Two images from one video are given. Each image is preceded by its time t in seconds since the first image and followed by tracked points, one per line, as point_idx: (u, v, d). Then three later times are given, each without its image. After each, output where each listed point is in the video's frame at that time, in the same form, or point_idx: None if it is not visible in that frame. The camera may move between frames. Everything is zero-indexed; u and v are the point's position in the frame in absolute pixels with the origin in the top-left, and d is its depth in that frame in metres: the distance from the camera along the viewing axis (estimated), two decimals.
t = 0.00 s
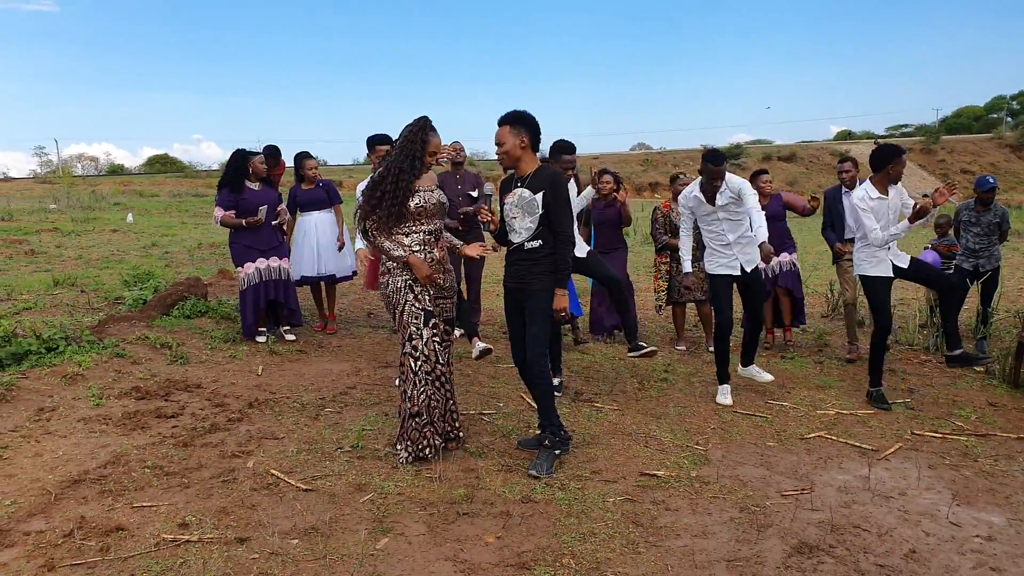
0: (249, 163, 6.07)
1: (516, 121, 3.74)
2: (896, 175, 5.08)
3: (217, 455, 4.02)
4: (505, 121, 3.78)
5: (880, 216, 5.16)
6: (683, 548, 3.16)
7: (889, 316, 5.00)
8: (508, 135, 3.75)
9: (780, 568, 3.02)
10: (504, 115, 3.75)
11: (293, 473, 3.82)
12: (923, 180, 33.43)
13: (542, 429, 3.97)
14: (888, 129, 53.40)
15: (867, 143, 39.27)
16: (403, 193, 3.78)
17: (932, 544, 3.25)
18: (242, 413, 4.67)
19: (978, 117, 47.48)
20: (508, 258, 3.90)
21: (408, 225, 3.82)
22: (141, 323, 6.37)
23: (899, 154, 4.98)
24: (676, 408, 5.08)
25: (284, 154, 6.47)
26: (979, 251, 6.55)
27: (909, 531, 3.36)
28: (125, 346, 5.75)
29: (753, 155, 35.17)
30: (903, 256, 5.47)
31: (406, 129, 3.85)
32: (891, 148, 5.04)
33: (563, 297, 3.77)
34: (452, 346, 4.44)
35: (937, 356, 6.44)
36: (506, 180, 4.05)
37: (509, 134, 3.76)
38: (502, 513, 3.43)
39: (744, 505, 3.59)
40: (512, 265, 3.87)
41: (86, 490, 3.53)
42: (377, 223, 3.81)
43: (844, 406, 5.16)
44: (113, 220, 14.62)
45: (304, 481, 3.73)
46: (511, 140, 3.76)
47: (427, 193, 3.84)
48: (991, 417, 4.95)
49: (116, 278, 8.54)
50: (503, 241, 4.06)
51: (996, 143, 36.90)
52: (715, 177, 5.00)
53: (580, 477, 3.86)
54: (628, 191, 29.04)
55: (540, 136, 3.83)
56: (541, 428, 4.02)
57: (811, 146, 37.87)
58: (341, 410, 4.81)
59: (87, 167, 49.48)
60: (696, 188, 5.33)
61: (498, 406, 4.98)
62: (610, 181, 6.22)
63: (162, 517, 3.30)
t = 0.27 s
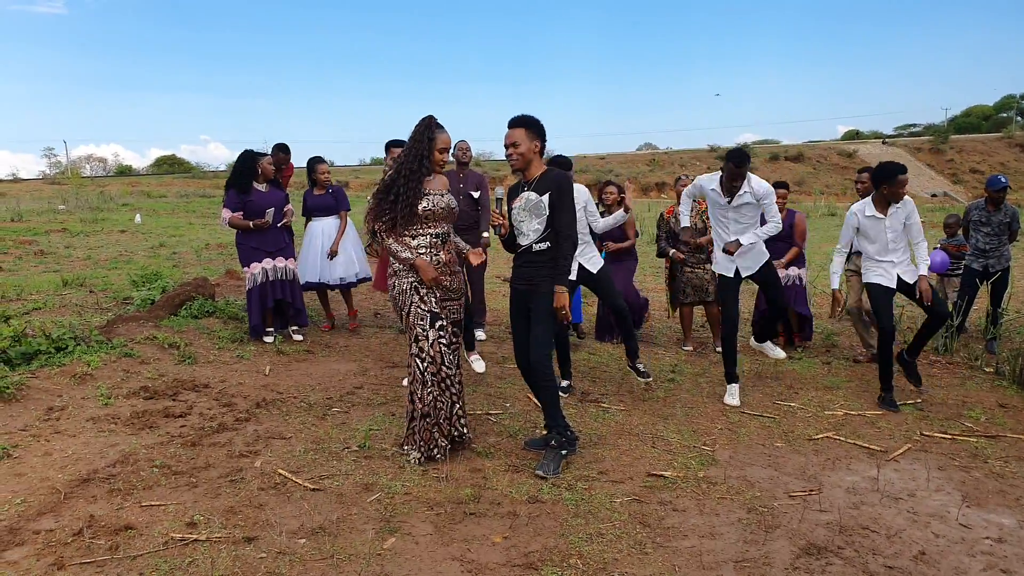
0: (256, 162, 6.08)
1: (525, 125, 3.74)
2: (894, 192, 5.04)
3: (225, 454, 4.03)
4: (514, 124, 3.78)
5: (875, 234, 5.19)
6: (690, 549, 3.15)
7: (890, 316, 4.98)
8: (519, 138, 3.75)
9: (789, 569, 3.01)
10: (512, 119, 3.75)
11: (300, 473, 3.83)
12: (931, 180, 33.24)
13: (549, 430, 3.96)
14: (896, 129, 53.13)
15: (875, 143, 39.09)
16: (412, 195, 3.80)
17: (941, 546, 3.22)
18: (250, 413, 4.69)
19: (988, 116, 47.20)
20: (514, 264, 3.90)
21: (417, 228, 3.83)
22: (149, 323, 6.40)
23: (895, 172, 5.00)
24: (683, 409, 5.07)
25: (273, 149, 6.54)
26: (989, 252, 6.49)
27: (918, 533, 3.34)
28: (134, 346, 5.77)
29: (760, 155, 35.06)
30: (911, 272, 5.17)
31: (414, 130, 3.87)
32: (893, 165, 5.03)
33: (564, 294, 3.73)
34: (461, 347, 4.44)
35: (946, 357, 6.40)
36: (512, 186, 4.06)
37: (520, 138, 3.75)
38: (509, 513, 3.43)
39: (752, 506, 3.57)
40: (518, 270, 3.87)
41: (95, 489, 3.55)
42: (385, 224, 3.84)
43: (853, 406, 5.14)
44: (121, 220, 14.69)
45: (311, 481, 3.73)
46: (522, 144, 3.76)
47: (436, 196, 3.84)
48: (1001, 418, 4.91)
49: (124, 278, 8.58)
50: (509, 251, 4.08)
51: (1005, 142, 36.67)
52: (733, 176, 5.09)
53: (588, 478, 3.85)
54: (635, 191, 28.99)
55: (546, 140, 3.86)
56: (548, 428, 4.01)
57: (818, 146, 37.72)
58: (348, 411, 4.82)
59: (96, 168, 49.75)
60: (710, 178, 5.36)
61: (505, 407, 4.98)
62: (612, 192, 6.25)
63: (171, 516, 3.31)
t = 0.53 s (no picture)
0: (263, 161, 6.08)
1: (528, 124, 3.74)
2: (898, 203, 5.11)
3: (227, 453, 4.03)
4: (515, 123, 3.77)
5: (878, 237, 5.28)
6: (693, 549, 3.15)
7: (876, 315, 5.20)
8: (525, 136, 3.76)
9: (791, 569, 3.01)
10: (511, 118, 3.75)
11: (303, 472, 3.83)
12: (933, 181, 33.22)
13: (552, 429, 3.96)
14: (898, 130, 53.09)
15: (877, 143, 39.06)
16: (414, 193, 3.79)
17: (943, 546, 3.22)
18: (252, 412, 4.69)
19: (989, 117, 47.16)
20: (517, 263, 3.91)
21: (420, 225, 3.82)
22: (151, 322, 6.40)
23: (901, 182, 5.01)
24: (685, 409, 5.07)
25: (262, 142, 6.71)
26: (992, 252, 6.50)
27: (920, 533, 3.34)
28: (136, 345, 5.77)
29: (761, 155, 35.05)
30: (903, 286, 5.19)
31: (414, 126, 3.87)
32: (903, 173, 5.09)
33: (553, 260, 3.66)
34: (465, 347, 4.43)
35: (948, 357, 6.40)
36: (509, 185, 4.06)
37: (520, 136, 3.76)
38: (511, 512, 3.43)
39: (755, 506, 3.57)
40: (523, 269, 3.88)
41: (98, 488, 3.55)
42: (388, 222, 3.85)
43: (855, 407, 5.13)
44: (123, 220, 14.70)
45: (313, 480, 3.74)
46: (523, 142, 3.76)
47: (439, 193, 3.82)
48: (1003, 419, 4.91)
49: (126, 277, 8.59)
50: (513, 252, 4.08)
51: (1007, 143, 36.65)
52: (762, 194, 5.16)
53: (590, 478, 3.85)
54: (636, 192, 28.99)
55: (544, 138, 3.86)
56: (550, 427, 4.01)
57: (819, 146, 37.71)
58: (350, 410, 4.82)
59: (97, 167, 49.80)
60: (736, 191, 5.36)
61: (507, 406, 4.98)
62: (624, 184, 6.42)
63: (173, 515, 3.31)
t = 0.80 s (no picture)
0: (269, 161, 6.07)
1: (525, 128, 3.67)
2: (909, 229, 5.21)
3: (226, 453, 4.02)
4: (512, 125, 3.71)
5: (877, 258, 5.37)
6: (692, 548, 3.15)
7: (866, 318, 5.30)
8: (522, 141, 3.71)
9: (790, 568, 3.01)
10: (508, 121, 3.69)
11: (302, 472, 3.83)
12: (931, 181, 33.25)
13: (551, 429, 3.96)
14: (895, 129, 53.17)
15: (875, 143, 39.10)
16: (411, 192, 3.78)
17: (942, 545, 3.23)
18: (251, 412, 4.68)
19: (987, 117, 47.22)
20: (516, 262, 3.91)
21: (417, 224, 3.81)
22: (150, 322, 6.39)
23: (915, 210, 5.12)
24: (684, 408, 5.07)
25: (244, 139, 6.72)
26: (990, 252, 6.50)
27: (919, 531, 3.34)
28: (135, 345, 5.76)
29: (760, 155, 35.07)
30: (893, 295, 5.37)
31: (416, 125, 3.85)
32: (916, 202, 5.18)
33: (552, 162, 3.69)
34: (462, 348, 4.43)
35: (947, 357, 6.41)
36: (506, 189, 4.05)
37: (519, 138, 3.71)
38: (510, 512, 3.43)
39: (754, 506, 3.57)
40: (523, 269, 3.88)
41: (96, 488, 3.54)
42: (386, 220, 3.85)
43: (854, 406, 5.14)
44: (121, 220, 14.68)
45: (313, 480, 3.73)
46: (523, 144, 3.72)
47: (437, 193, 3.78)
48: (1001, 418, 4.92)
49: (125, 277, 8.58)
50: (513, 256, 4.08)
51: (1005, 143, 36.70)
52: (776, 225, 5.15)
53: (589, 477, 3.85)
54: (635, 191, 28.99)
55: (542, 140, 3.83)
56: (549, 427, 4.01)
57: (818, 146, 37.74)
58: (350, 410, 4.82)
59: (95, 167, 49.71)
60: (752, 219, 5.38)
61: (507, 406, 4.98)
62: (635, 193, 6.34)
63: (172, 515, 3.31)
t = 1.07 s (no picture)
0: (275, 161, 6.08)
1: (522, 129, 3.69)
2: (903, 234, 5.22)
3: (226, 453, 4.02)
4: (509, 127, 3.72)
5: (873, 264, 5.37)
6: (692, 548, 3.15)
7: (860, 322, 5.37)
8: (519, 142, 3.71)
9: (789, 568, 3.01)
10: (507, 123, 3.70)
11: (302, 471, 3.82)
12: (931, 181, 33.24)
13: (552, 429, 3.96)
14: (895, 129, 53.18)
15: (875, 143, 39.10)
16: (407, 191, 3.79)
17: (941, 545, 3.22)
18: (251, 412, 4.68)
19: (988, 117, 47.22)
20: (516, 261, 3.91)
21: (413, 223, 3.81)
22: (150, 321, 6.38)
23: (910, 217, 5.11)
24: (684, 408, 5.07)
25: (238, 135, 6.72)
26: (989, 252, 6.50)
27: (918, 532, 3.34)
28: (135, 344, 5.76)
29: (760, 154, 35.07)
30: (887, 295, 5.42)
31: (413, 126, 3.86)
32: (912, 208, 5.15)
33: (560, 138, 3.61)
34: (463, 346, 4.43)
35: (947, 356, 6.40)
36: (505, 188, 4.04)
37: (517, 139, 3.70)
38: (510, 512, 3.43)
39: (754, 506, 3.57)
40: (523, 268, 3.89)
41: (95, 487, 3.54)
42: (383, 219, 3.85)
43: (854, 406, 5.14)
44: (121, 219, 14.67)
45: (312, 480, 3.73)
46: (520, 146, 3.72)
47: (433, 192, 3.78)
48: (1001, 418, 4.91)
49: (125, 276, 8.57)
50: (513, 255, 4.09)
51: (1005, 143, 36.69)
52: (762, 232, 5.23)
53: (589, 477, 3.85)
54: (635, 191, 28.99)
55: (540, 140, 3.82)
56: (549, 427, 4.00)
57: (818, 146, 37.73)
58: (349, 409, 4.82)
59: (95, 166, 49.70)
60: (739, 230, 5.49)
61: (507, 405, 4.98)
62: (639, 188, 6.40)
63: (171, 514, 3.30)
